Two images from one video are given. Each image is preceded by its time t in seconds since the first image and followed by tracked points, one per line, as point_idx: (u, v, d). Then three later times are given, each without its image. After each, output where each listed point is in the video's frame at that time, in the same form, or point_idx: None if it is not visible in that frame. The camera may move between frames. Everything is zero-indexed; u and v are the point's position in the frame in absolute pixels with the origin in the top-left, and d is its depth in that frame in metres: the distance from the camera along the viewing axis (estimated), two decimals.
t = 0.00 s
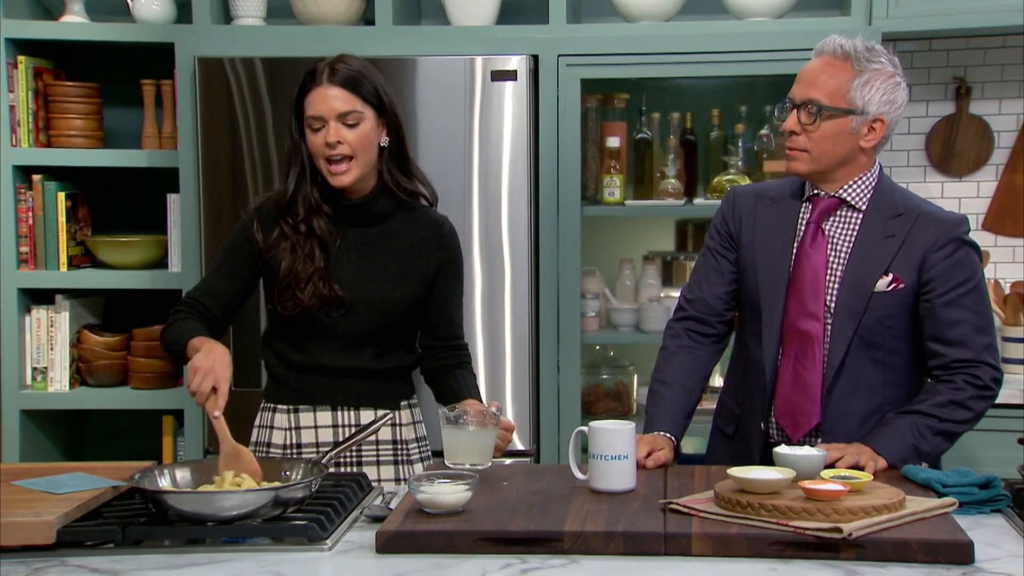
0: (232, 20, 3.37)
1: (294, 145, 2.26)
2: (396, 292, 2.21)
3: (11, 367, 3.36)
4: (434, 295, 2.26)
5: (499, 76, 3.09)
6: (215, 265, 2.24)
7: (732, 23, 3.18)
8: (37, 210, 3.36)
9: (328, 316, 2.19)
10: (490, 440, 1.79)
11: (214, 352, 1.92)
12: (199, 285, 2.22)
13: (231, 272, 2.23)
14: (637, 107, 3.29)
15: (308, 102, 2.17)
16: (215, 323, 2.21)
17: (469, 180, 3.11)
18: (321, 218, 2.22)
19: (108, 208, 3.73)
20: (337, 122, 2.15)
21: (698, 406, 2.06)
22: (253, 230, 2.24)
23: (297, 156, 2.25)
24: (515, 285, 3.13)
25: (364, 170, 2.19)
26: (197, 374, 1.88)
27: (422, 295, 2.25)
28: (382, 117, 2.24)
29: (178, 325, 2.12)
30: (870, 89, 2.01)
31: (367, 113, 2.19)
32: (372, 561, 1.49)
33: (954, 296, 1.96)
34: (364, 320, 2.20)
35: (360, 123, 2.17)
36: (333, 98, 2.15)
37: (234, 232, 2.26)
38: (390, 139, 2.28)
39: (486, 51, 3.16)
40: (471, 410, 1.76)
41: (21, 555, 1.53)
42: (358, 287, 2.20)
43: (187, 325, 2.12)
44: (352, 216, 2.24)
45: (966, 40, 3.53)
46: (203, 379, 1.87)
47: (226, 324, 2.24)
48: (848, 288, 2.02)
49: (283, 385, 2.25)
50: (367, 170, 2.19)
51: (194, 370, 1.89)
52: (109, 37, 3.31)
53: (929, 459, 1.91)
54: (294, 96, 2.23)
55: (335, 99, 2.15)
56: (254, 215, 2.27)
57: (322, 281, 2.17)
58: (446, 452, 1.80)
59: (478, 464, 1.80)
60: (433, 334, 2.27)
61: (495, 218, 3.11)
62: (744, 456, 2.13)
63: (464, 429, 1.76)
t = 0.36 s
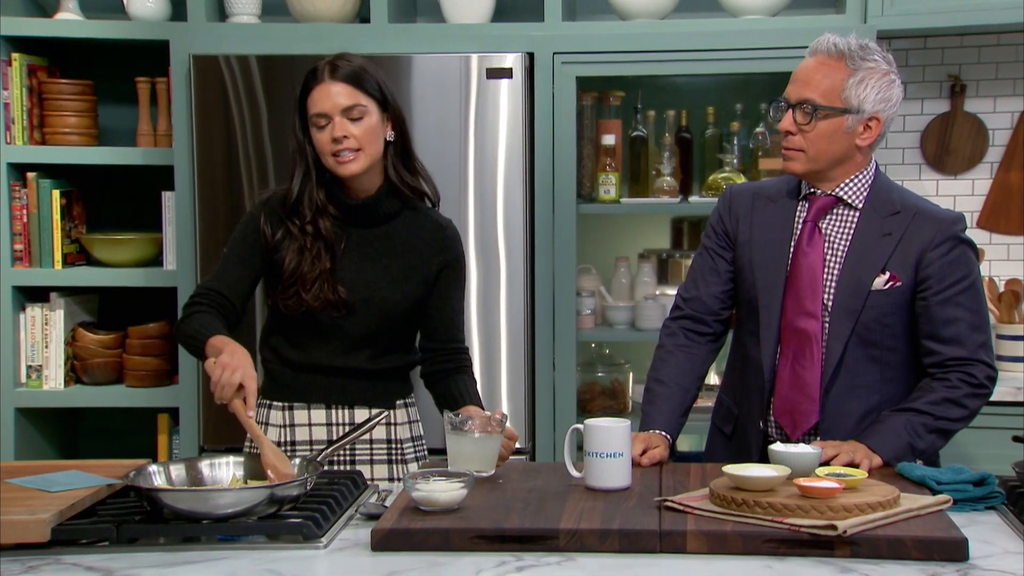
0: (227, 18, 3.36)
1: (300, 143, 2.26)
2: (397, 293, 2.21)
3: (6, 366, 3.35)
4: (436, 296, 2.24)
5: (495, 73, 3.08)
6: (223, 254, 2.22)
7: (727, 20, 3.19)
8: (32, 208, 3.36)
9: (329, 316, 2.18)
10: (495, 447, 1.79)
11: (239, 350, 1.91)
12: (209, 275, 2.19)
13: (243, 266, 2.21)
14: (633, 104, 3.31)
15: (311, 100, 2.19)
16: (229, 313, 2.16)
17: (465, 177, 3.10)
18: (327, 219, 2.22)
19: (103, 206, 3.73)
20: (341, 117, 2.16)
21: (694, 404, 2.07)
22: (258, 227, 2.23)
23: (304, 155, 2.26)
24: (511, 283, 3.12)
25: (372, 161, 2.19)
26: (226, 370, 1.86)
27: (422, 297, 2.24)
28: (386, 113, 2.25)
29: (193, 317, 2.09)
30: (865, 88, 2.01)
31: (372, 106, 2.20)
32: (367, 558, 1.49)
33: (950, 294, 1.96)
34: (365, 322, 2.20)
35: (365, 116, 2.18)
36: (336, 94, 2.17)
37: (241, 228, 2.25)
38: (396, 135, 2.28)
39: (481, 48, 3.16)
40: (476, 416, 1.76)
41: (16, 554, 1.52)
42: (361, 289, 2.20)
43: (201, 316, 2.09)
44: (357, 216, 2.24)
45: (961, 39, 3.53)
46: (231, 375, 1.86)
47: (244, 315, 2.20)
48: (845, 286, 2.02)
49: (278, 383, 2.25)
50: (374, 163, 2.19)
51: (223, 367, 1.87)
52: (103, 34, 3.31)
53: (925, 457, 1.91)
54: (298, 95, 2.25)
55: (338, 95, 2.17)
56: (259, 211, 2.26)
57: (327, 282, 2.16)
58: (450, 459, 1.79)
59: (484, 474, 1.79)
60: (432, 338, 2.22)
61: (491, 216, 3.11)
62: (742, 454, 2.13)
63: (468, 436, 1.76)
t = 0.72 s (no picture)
0: (226, 18, 3.36)
1: (307, 141, 2.27)
2: (399, 294, 2.21)
3: (4, 366, 3.35)
4: (437, 297, 2.24)
5: (494, 73, 3.08)
6: (226, 252, 2.21)
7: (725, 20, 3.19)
8: (31, 208, 3.36)
9: (332, 317, 2.18)
10: (494, 456, 1.75)
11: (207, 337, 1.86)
12: (208, 272, 2.18)
13: (239, 265, 2.21)
14: (632, 104, 3.30)
15: (318, 98, 2.20)
16: (218, 309, 2.15)
17: (464, 177, 3.10)
18: (331, 219, 2.23)
19: (102, 206, 3.73)
20: (349, 114, 2.17)
21: (693, 404, 2.07)
22: (260, 226, 2.24)
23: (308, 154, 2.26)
24: (511, 282, 3.12)
25: (377, 159, 2.19)
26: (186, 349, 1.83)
27: (423, 298, 2.23)
28: (393, 112, 2.25)
29: (183, 307, 2.07)
30: (867, 88, 2.01)
31: (379, 105, 2.21)
32: (366, 558, 1.49)
33: (950, 294, 1.96)
34: (367, 323, 2.20)
35: (373, 113, 2.19)
36: (342, 92, 2.18)
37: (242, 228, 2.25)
38: (402, 134, 2.28)
39: (480, 48, 3.15)
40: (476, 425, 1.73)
41: (14, 554, 1.52)
42: (364, 290, 2.20)
43: (193, 307, 2.07)
44: (360, 217, 2.24)
45: (960, 38, 3.53)
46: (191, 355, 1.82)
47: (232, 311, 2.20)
48: (845, 286, 2.02)
49: (280, 383, 2.25)
50: (380, 161, 2.19)
51: (183, 344, 1.84)
52: (102, 34, 3.31)
53: (924, 457, 1.91)
54: (304, 94, 2.25)
55: (345, 92, 2.18)
56: (261, 210, 2.27)
57: (331, 283, 2.16)
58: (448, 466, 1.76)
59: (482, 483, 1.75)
60: (434, 338, 2.22)
61: (490, 215, 3.11)
62: (741, 454, 2.13)
63: (466, 443, 1.73)
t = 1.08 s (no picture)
0: (224, 18, 3.36)
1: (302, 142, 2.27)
2: (395, 293, 2.21)
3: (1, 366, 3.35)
4: (434, 297, 2.24)
5: (491, 74, 3.08)
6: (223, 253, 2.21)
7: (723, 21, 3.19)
8: (28, 208, 3.35)
9: (328, 316, 2.18)
10: (487, 456, 1.75)
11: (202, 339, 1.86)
12: (205, 274, 2.17)
13: (236, 265, 2.20)
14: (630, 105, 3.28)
15: (312, 99, 2.20)
16: (219, 312, 2.15)
17: (462, 177, 3.11)
18: (327, 218, 2.23)
19: (99, 205, 3.72)
20: (343, 116, 2.17)
21: (691, 404, 2.07)
22: (257, 226, 2.23)
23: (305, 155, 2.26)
24: (508, 281, 3.12)
25: (371, 162, 2.20)
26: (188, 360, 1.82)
27: (420, 299, 2.23)
28: (388, 114, 2.25)
29: (180, 309, 2.06)
30: (864, 88, 2.01)
31: (373, 107, 2.21)
32: (363, 558, 1.49)
33: (947, 294, 1.96)
34: (364, 322, 2.20)
35: (365, 116, 2.19)
36: (337, 93, 2.18)
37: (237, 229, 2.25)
38: (397, 136, 2.28)
39: (478, 48, 3.15)
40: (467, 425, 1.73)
41: (11, 554, 1.52)
42: (360, 289, 2.20)
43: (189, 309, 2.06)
44: (356, 216, 2.24)
45: (957, 39, 3.53)
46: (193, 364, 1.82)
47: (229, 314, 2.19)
48: (843, 286, 2.02)
49: (276, 383, 2.24)
50: (374, 163, 2.19)
51: (184, 355, 1.83)
52: (100, 34, 3.30)
53: (921, 457, 1.91)
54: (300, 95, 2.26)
55: (339, 94, 2.18)
56: (258, 210, 2.27)
57: (326, 281, 2.17)
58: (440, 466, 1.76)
59: (478, 484, 1.75)
60: (433, 339, 2.21)
61: (488, 215, 3.11)
62: (738, 454, 2.13)
63: (461, 445, 1.72)
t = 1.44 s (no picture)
0: (223, 16, 3.36)
1: (293, 140, 2.25)
2: (390, 289, 2.21)
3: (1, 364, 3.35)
4: (430, 290, 2.24)
5: (491, 71, 3.08)
6: (217, 263, 2.20)
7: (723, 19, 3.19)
8: (28, 206, 3.35)
9: (324, 312, 2.18)
10: (487, 454, 1.75)
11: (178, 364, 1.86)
12: (203, 282, 2.17)
13: (232, 270, 2.20)
14: (629, 103, 3.30)
15: (306, 94, 2.19)
16: (219, 318, 2.15)
17: (461, 175, 3.10)
18: (318, 214, 2.22)
19: (100, 204, 3.72)
20: (338, 109, 2.17)
21: (690, 401, 2.07)
22: (250, 228, 2.22)
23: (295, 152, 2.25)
24: (508, 279, 3.12)
25: (364, 157, 2.20)
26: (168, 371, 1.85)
27: (415, 293, 2.23)
28: (381, 109, 2.25)
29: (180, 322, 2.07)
30: (860, 86, 2.01)
31: (367, 102, 2.21)
32: (363, 556, 1.49)
33: (946, 291, 1.96)
34: (361, 318, 2.20)
35: (361, 111, 2.19)
36: (331, 88, 2.17)
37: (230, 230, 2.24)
38: (388, 133, 2.27)
39: (478, 46, 3.15)
40: (468, 425, 1.73)
41: (11, 552, 1.52)
42: (355, 285, 2.20)
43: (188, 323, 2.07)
44: (348, 212, 2.23)
45: (957, 37, 3.53)
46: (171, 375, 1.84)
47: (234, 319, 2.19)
48: (841, 284, 2.02)
49: (273, 382, 2.24)
50: (367, 158, 2.19)
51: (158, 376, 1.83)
52: (99, 32, 3.30)
53: (921, 455, 1.91)
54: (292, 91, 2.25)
55: (333, 89, 2.17)
56: (249, 212, 2.25)
57: (321, 277, 2.17)
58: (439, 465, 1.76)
59: (479, 482, 1.75)
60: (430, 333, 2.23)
61: (488, 212, 3.11)
62: (737, 452, 2.13)
63: (460, 443, 1.72)
